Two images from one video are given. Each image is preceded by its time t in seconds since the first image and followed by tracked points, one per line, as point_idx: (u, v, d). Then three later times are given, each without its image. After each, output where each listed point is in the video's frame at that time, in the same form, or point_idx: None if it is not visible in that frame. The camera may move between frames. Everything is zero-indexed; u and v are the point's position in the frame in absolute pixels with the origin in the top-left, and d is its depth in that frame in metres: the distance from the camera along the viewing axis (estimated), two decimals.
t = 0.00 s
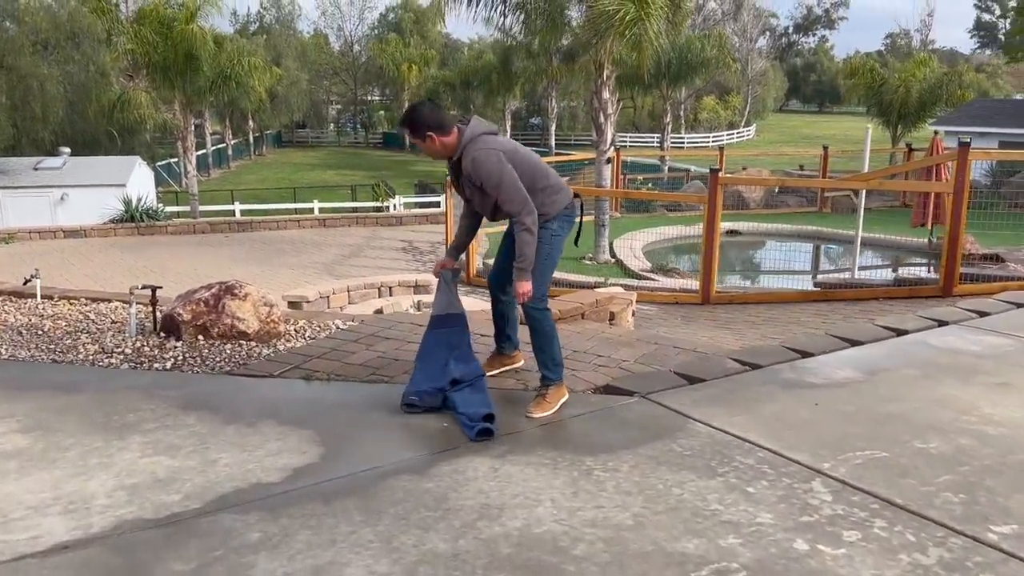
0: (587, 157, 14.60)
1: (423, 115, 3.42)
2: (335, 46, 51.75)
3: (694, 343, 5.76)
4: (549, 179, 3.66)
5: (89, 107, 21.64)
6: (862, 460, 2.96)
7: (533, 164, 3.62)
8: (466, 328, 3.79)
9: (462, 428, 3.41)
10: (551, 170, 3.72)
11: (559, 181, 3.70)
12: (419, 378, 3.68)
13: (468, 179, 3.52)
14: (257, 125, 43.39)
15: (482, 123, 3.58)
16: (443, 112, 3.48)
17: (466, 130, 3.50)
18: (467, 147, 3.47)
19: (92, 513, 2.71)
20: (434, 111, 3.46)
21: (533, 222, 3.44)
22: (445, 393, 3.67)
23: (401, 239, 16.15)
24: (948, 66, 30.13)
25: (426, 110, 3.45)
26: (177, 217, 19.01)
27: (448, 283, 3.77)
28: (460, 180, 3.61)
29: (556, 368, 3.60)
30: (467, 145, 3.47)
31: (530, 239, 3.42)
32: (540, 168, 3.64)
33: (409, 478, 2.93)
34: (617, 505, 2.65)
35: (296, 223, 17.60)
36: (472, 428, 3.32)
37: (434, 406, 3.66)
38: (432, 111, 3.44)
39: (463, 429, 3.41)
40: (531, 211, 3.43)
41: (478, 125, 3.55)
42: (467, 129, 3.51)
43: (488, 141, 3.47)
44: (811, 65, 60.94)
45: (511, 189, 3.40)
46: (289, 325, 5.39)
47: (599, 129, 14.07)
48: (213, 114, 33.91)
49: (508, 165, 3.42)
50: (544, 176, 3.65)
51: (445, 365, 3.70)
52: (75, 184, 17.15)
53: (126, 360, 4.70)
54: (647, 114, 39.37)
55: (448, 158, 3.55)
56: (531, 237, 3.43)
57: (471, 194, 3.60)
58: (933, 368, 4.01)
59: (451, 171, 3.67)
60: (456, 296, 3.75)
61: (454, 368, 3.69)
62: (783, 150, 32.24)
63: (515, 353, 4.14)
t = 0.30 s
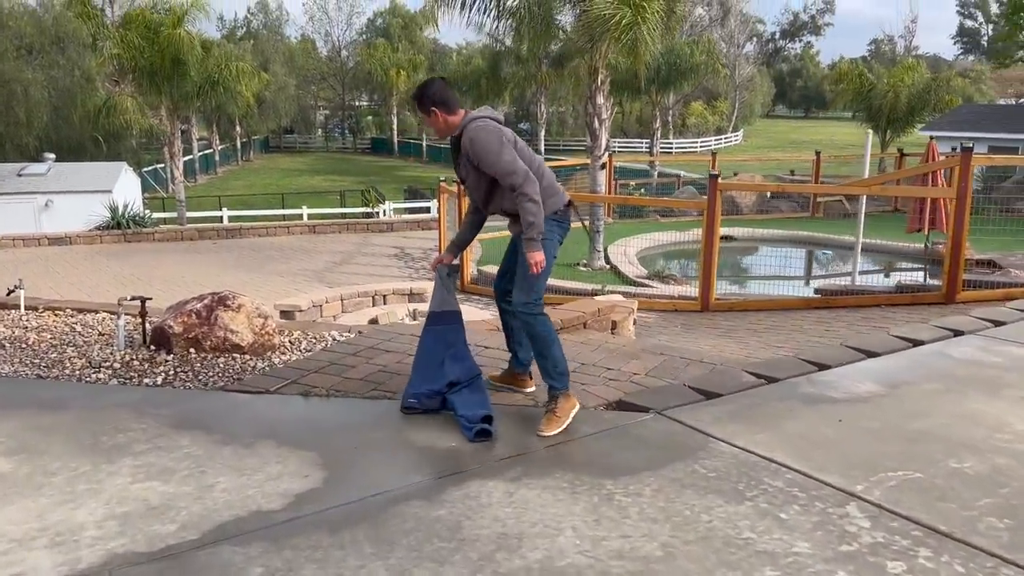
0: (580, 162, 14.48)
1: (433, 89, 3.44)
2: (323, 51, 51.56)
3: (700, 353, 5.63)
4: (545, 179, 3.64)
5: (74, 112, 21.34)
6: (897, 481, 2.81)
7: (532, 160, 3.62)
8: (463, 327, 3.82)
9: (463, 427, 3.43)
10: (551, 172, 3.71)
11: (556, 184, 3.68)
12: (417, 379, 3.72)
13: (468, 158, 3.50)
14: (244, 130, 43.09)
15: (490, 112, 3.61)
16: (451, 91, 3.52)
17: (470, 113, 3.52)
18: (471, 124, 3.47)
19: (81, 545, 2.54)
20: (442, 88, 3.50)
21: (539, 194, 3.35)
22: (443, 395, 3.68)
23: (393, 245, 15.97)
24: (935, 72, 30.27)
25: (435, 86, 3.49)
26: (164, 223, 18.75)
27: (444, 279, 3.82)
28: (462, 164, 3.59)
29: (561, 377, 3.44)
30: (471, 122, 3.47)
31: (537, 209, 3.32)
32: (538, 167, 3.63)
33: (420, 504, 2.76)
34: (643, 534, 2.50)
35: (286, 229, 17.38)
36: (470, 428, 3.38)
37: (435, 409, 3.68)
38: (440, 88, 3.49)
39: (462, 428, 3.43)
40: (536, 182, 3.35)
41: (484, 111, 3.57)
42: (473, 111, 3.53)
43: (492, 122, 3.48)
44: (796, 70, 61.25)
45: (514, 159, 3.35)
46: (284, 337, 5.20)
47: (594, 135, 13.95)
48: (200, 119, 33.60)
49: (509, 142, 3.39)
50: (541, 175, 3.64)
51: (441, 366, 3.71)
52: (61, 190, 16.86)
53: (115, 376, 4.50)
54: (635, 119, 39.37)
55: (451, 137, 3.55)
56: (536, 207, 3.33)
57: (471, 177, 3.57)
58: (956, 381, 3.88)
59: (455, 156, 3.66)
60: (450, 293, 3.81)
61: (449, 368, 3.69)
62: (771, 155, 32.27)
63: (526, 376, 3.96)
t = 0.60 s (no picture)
0: (574, 168, 14.32)
1: (432, 99, 3.69)
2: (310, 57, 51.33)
3: (707, 366, 5.49)
4: (535, 187, 3.78)
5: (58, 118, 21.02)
6: (937, 509, 2.67)
7: (523, 170, 3.78)
8: (455, 329, 3.95)
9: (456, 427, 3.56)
10: (547, 181, 3.85)
11: (548, 193, 3.82)
12: (411, 381, 3.85)
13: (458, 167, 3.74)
14: (231, 136, 42.74)
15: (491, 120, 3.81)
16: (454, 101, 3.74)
17: (469, 122, 3.75)
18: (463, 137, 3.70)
19: None
20: (444, 98, 3.73)
21: (513, 209, 3.57)
22: (434, 395, 3.81)
23: (384, 253, 15.78)
24: (922, 77, 30.35)
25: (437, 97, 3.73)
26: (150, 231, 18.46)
27: (439, 280, 3.91)
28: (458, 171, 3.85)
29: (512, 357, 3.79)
30: (462, 132, 3.70)
31: (508, 224, 3.56)
32: (531, 176, 3.79)
33: (434, 539, 2.59)
34: (676, 571, 2.34)
35: (275, 236, 17.14)
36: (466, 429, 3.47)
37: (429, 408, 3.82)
38: (441, 99, 3.72)
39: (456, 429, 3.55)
40: (511, 199, 3.57)
41: (484, 121, 3.77)
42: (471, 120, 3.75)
43: (482, 133, 3.68)
44: (782, 76, 61.55)
45: (492, 174, 3.58)
46: (280, 352, 5.01)
47: (588, 141, 13.79)
48: (186, 125, 33.25)
49: (492, 157, 3.60)
50: (531, 184, 3.78)
51: (432, 367, 3.85)
52: (45, 197, 16.54)
53: (104, 396, 4.30)
54: (624, 124, 39.31)
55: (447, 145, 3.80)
56: (509, 223, 3.56)
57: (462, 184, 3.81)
58: (982, 398, 3.75)
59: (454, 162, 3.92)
60: (444, 295, 3.92)
61: (439, 369, 3.82)
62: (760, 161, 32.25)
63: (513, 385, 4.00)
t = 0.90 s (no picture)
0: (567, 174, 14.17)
1: (423, 100, 3.63)
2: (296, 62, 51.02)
3: (716, 377, 5.32)
4: (519, 195, 3.69)
5: (41, 123, 20.69)
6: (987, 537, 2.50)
7: (509, 176, 3.69)
8: (448, 329, 3.99)
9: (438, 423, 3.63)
10: (535, 187, 3.76)
11: (534, 200, 3.72)
12: (401, 375, 3.95)
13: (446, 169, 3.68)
14: (216, 142, 42.38)
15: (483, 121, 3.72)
16: (444, 101, 3.66)
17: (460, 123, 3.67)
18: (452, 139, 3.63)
19: None
20: (436, 98, 3.65)
21: (497, 218, 3.51)
22: (422, 391, 3.91)
23: (374, 259, 15.57)
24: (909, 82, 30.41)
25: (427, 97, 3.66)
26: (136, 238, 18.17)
27: (435, 280, 3.94)
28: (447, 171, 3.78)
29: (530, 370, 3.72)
30: (455, 135, 3.61)
31: (490, 234, 3.50)
32: (518, 181, 3.70)
33: None
34: None
35: (262, 243, 16.88)
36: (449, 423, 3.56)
37: (416, 403, 3.93)
38: (432, 99, 3.65)
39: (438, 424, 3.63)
40: (495, 209, 3.51)
41: (476, 122, 3.68)
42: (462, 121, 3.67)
43: (474, 136, 3.59)
44: (768, 81, 61.73)
45: (480, 182, 3.52)
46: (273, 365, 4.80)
47: (582, 144, 13.60)
48: (171, 130, 32.90)
49: (479, 162, 3.54)
50: (516, 191, 3.70)
51: (423, 364, 3.93)
52: (28, 205, 16.23)
53: (90, 414, 4.08)
54: (612, 130, 39.25)
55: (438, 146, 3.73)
56: (491, 232, 3.51)
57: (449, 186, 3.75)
58: (1014, 413, 3.59)
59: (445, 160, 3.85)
60: (437, 294, 3.94)
61: (430, 368, 3.90)
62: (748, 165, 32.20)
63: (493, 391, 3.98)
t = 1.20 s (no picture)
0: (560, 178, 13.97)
1: (409, 112, 3.64)
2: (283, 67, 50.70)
3: (726, 390, 5.14)
4: (515, 193, 3.71)
5: (23, 128, 20.32)
6: None
7: (503, 175, 3.72)
8: (447, 334, 3.99)
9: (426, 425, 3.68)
10: (528, 187, 3.76)
11: (528, 199, 3.73)
12: (397, 376, 3.97)
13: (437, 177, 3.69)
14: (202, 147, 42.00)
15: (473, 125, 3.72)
16: (431, 110, 3.67)
17: (449, 130, 3.67)
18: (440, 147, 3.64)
19: None
20: (422, 107, 3.67)
21: (482, 225, 3.52)
22: (419, 394, 3.92)
23: (365, 265, 15.33)
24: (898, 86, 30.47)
25: (415, 107, 3.67)
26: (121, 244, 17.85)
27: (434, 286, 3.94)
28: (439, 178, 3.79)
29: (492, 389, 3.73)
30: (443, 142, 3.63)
31: (472, 244, 3.51)
32: (510, 182, 3.72)
33: None
34: None
35: (249, 250, 16.61)
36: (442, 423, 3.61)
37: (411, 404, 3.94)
38: (419, 109, 3.66)
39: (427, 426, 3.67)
40: (480, 217, 3.52)
41: (465, 127, 3.69)
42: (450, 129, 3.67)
43: (462, 142, 3.60)
44: (754, 86, 61.88)
45: (465, 191, 3.52)
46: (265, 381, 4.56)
47: (576, 148, 13.42)
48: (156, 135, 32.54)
49: (467, 169, 3.54)
50: (512, 189, 3.71)
51: (422, 367, 3.94)
52: (10, 212, 15.87)
53: (70, 438, 3.83)
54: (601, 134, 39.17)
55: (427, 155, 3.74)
56: (472, 242, 3.52)
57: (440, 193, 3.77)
58: None
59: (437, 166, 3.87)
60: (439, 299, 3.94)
61: (428, 371, 3.91)
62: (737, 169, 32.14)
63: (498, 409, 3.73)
